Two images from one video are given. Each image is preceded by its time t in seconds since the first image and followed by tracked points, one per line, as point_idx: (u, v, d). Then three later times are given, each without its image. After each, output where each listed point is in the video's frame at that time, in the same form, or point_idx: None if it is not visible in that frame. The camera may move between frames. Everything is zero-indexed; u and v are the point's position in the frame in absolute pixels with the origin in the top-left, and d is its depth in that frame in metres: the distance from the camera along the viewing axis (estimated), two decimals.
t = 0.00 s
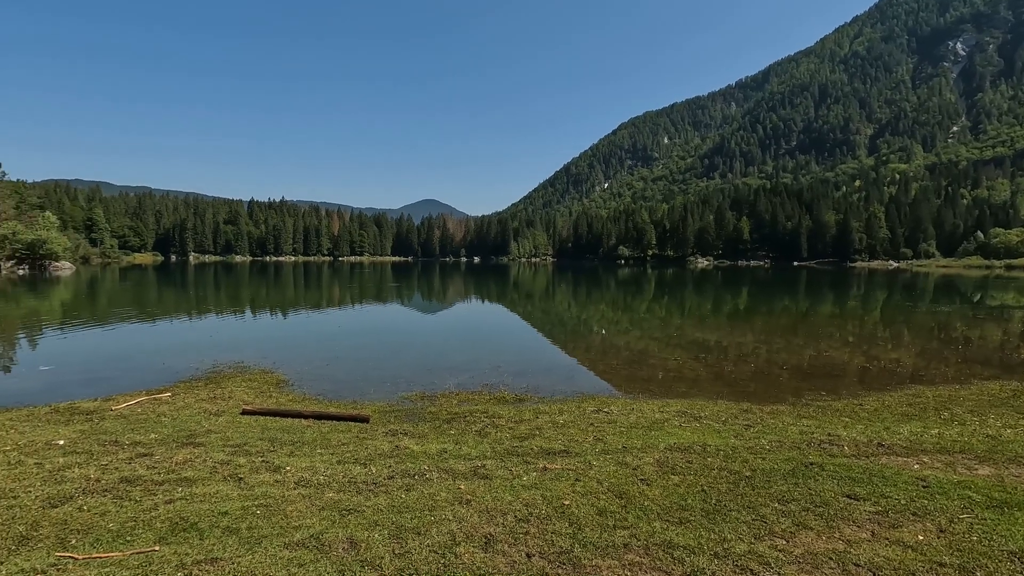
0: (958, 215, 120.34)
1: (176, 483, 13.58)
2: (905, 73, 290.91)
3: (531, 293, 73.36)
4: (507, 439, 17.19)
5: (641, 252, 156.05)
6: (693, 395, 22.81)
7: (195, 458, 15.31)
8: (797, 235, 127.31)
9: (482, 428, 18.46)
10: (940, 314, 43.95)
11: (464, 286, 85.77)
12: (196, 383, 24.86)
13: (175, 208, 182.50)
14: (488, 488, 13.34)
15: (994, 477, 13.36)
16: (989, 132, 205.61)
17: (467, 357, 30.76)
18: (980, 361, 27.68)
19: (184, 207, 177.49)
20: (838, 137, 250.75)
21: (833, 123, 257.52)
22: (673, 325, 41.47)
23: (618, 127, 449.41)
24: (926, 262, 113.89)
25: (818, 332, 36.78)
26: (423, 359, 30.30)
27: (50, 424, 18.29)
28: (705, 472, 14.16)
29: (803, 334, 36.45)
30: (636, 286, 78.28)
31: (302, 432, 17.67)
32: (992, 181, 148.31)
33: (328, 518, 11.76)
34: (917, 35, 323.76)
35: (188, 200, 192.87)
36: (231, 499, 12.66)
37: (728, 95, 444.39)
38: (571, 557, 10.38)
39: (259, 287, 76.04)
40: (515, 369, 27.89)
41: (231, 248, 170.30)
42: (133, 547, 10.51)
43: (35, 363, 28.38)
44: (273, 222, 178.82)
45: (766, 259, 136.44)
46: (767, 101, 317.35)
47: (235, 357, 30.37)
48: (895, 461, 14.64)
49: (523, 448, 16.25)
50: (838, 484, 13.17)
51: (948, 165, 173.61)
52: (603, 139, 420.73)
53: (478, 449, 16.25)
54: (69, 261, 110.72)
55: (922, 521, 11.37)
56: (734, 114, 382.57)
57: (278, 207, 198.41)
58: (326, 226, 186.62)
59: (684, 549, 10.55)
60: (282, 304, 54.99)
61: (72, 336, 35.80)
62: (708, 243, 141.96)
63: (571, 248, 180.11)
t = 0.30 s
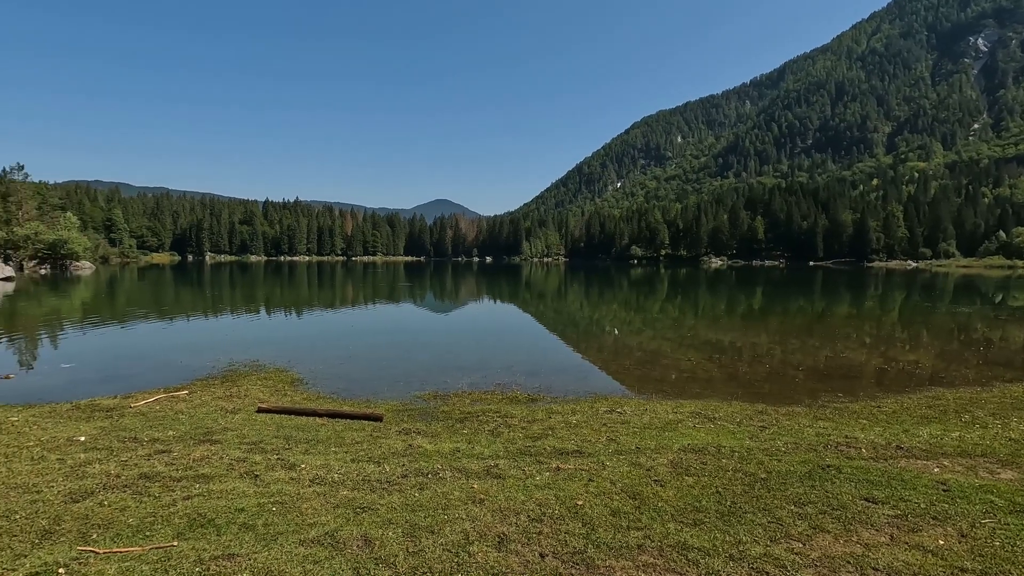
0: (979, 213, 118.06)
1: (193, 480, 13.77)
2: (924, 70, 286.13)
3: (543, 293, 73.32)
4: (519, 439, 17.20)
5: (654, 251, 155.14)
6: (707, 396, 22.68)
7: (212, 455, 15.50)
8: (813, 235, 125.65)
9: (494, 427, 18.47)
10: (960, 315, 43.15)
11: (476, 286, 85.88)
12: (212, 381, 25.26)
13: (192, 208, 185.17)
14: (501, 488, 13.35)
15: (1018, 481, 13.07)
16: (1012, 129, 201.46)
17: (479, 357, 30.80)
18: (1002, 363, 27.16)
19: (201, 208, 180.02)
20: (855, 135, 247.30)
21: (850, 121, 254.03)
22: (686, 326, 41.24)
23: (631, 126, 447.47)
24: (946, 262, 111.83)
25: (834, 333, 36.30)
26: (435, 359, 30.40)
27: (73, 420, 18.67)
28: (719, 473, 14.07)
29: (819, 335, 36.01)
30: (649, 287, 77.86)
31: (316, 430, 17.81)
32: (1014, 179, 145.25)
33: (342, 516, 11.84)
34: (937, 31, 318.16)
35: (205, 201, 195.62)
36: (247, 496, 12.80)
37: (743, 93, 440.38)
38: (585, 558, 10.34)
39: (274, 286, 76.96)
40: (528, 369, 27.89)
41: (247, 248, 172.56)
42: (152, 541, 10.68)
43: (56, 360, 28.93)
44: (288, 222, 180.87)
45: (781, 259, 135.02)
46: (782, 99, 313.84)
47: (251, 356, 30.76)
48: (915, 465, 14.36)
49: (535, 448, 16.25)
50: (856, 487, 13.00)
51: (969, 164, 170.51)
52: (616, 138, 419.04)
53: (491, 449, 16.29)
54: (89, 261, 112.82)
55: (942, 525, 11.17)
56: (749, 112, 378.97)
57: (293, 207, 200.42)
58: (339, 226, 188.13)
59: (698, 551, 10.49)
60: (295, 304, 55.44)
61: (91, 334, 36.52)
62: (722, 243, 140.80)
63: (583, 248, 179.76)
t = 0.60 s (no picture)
0: (1000, 212, 115.69)
1: (210, 476, 13.95)
2: (944, 66, 281.02)
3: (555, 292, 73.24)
4: (532, 438, 17.21)
5: (666, 251, 154.16)
6: (720, 396, 22.52)
7: (228, 452, 15.70)
8: (829, 235, 123.96)
9: (507, 426, 18.49)
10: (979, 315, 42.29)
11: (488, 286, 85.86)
12: (228, 378, 25.63)
13: (208, 207, 187.74)
14: (514, 486, 13.38)
15: None
16: None
17: (492, 356, 30.84)
18: None
19: (217, 208, 182.43)
20: (873, 133, 243.60)
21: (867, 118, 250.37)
22: (699, 326, 40.92)
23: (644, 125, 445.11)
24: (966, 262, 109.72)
25: (851, 334, 35.77)
26: (448, 357, 30.54)
27: (93, 417, 19.04)
28: (733, 474, 13.98)
29: (835, 335, 35.57)
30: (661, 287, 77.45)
31: (331, 428, 17.99)
32: None
33: (356, 513, 11.94)
34: (957, 26, 312.13)
35: (221, 201, 198.14)
36: (264, 493, 12.96)
37: (758, 91, 435.99)
38: (598, 558, 10.31)
39: (288, 285, 77.85)
40: (540, 369, 27.84)
41: (261, 248, 174.64)
42: (170, 537, 10.83)
43: (77, 357, 29.50)
44: (302, 222, 182.73)
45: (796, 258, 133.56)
46: (798, 97, 310.02)
47: (266, 354, 31.13)
48: (934, 467, 14.16)
49: (548, 447, 16.26)
50: (873, 490, 12.83)
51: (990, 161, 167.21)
52: (629, 137, 416.97)
53: (504, 448, 16.31)
54: (108, 260, 114.85)
55: (963, 529, 10.97)
56: (764, 110, 375.13)
57: (307, 207, 202.24)
58: (352, 226, 189.56)
59: (712, 552, 10.40)
60: (309, 303, 56.06)
61: (110, 332, 37.15)
62: (735, 242, 139.58)
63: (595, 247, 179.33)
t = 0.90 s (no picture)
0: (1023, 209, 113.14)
1: (227, 472, 14.15)
2: (965, 61, 275.54)
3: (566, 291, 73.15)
4: (544, 436, 17.20)
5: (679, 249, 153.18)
6: (734, 396, 22.32)
7: (244, 448, 15.90)
8: (845, 233, 122.35)
9: (519, 425, 18.51)
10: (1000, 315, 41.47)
11: (499, 284, 85.93)
12: (243, 376, 25.94)
13: (223, 206, 189.99)
14: (526, 485, 13.42)
15: None
16: None
17: (504, 355, 30.92)
18: None
19: (232, 207, 184.56)
20: (891, 129, 239.64)
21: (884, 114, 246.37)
22: (712, 325, 40.62)
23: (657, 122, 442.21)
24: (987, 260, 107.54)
25: (867, 333, 35.26)
26: (459, 356, 30.67)
27: (112, 413, 19.36)
28: (747, 475, 13.86)
29: (851, 335, 35.09)
30: (675, 285, 76.90)
31: (344, 425, 18.15)
32: None
33: (370, 510, 12.05)
34: (978, 20, 306.10)
35: (236, 199, 200.47)
36: (279, 489, 13.10)
37: (772, 88, 431.14)
38: (611, 557, 10.31)
39: (302, 283, 78.64)
40: (552, 367, 27.86)
41: (275, 246, 176.49)
42: (189, 531, 11.02)
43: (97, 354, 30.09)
44: (315, 220, 184.18)
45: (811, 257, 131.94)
46: (814, 93, 306.00)
47: (280, 351, 31.46)
48: (954, 469, 13.93)
49: (560, 446, 16.25)
50: (890, 492, 12.67)
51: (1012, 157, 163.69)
52: (641, 135, 414.50)
53: (516, 446, 16.35)
54: (127, 259, 116.78)
55: (983, 533, 10.79)
56: (779, 107, 370.82)
57: (320, 206, 203.82)
58: (365, 224, 190.73)
59: (725, 552, 10.37)
60: (323, 301, 56.66)
61: (129, 330, 37.80)
62: (749, 241, 138.33)
63: (607, 246, 178.81)
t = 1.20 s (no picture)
0: None
1: (244, 468, 14.33)
2: (985, 55, 270.42)
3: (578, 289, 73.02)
4: (557, 435, 17.23)
5: (692, 248, 152.22)
6: (748, 396, 22.14)
7: (260, 445, 16.09)
8: (861, 231, 120.74)
9: (532, 423, 18.53)
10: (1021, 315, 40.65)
11: (511, 283, 86.04)
12: (258, 373, 26.27)
13: (238, 205, 192.17)
14: (539, 483, 13.44)
15: None
16: None
17: (515, 353, 30.97)
18: None
19: (247, 207, 186.59)
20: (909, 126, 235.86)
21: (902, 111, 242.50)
22: (725, 324, 40.34)
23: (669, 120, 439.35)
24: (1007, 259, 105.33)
25: (884, 333, 34.72)
26: (471, 354, 30.80)
27: (131, 409, 19.70)
28: (762, 475, 13.78)
29: (867, 334, 34.63)
30: (687, 284, 76.52)
31: (358, 422, 18.30)
32: None
33: (385, 506, 12.14)
34: (1000, 14, 299.92)
35: (250, 199, 202.65)
36: (294, 485, 13.25)
37: (787, 85, 426.22)
38: (625, 555, 10.29)
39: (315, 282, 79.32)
40: (564, 366, 27.84)
41: (289, 245, 178.29)
42: (207, 525, 11.20)
43: (116, 351, 30.67)
44: (328, 219, 185.54)
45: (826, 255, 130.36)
46: (829, 90, 302.04)
47: (294, 349, 31.76)
48: (973, 471, 13.71)
49: (573, 445, 16.23)
50: (908, 493, 12.51)
51: None
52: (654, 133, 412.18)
53: (529, 445, 16.36)
54: (144, 258, 118.58)
55: (1004, 536, 10.62)
56: (794, 104, 366.55)
57: (333, 205, 205.28)
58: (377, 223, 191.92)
59: (740, 553, 10.31)
60: (336, 300, 57.02)
61: (146, 327, 38.43)
62: (763, 239, 137.11)
63: (619, 244, 178.22)
